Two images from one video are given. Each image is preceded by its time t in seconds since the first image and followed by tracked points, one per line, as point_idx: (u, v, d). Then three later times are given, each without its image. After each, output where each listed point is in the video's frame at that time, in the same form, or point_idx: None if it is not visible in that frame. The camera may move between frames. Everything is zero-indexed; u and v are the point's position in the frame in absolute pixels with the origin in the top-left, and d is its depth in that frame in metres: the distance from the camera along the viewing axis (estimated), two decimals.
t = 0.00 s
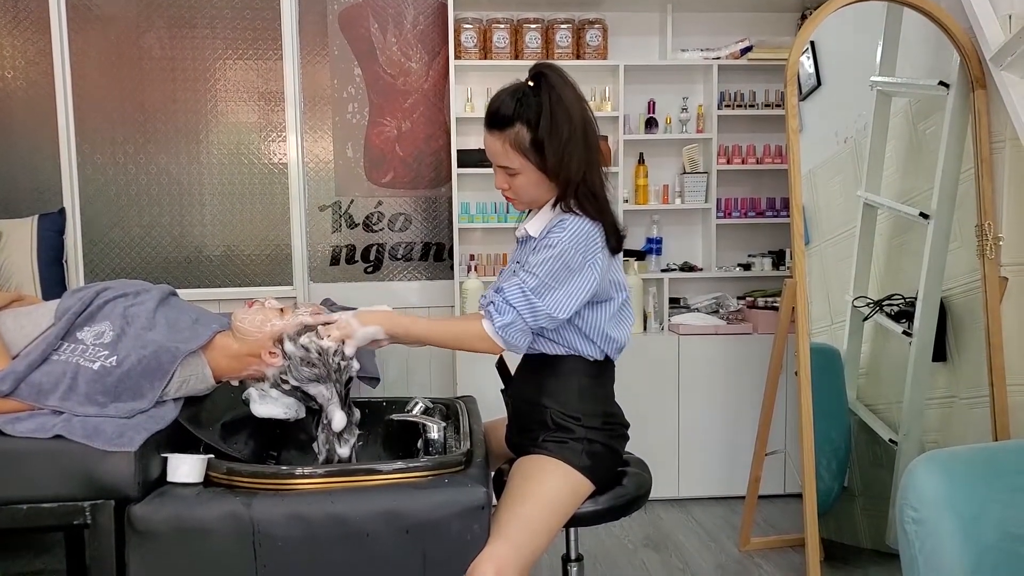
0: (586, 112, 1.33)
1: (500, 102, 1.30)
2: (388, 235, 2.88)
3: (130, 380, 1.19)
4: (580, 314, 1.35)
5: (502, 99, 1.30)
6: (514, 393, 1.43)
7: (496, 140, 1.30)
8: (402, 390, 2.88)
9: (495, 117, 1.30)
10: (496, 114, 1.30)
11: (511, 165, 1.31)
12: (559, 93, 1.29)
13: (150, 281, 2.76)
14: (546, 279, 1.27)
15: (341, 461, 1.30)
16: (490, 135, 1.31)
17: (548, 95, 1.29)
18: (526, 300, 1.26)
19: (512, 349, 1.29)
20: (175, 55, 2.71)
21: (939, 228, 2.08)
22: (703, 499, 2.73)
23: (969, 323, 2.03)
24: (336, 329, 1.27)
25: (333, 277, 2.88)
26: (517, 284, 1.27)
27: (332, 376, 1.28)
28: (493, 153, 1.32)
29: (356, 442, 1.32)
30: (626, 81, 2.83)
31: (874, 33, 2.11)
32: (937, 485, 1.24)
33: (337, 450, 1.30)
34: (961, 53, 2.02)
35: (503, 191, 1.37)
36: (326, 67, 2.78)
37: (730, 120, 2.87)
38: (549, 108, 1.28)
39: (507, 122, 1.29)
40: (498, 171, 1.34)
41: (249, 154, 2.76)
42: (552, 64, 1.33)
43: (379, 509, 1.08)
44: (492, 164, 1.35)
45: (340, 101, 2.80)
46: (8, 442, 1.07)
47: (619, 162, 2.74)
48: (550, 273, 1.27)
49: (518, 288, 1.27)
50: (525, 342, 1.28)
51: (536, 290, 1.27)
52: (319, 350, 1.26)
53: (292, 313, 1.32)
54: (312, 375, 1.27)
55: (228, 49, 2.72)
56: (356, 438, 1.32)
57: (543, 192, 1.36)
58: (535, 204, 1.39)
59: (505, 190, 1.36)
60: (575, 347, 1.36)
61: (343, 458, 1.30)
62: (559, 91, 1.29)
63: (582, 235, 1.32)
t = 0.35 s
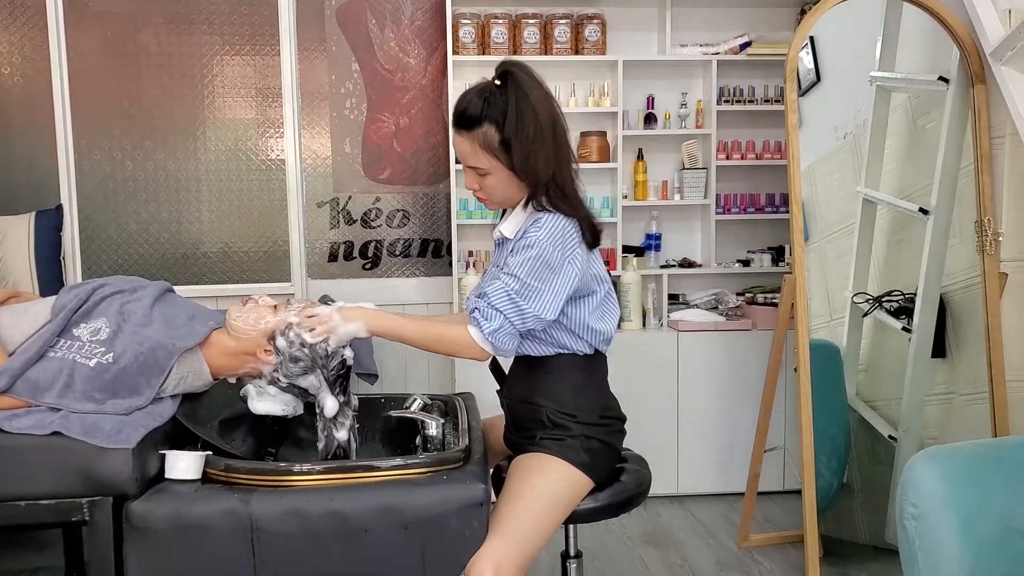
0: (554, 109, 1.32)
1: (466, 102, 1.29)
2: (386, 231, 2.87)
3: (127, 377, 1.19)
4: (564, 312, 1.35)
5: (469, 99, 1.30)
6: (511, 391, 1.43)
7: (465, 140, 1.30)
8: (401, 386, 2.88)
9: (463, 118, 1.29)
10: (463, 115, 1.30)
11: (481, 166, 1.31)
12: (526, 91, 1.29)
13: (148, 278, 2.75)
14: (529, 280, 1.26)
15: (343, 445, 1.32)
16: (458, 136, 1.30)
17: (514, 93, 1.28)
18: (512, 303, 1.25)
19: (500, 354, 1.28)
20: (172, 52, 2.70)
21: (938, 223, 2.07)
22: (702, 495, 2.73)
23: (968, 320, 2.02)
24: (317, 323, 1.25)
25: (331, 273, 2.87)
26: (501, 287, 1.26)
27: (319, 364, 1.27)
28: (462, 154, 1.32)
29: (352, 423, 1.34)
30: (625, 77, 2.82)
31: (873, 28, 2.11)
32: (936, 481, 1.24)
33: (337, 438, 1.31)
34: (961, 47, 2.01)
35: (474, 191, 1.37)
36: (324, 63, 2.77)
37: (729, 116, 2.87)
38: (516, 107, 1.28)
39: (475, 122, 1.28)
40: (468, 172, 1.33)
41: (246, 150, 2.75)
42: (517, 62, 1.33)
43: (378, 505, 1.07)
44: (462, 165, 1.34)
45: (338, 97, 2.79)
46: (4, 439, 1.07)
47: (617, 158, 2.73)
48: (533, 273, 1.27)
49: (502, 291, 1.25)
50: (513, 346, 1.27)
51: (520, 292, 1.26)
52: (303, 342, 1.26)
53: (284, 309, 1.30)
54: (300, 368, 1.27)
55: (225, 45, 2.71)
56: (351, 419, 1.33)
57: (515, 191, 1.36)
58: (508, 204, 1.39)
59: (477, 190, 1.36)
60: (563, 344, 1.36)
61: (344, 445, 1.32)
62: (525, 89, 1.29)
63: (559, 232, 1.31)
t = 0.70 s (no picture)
0: (551, 108, 1.32)
1: (464, 104, 1.30)
2: (385, 229, 2.87)
3: (129, 375, 1.19)
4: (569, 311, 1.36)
5: (466, 101, 1.30)
6: (513, 389, 1.43)
7: (464, 143, 1.30)
8: (401, 385, 2.88)
9: (461, 120, 1.30)
10: (462, 117, 1.30)
11: (481, 167, 1.31)
12: (522, 91, 1.29)
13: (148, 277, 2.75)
14: (536, 280, 1.27)
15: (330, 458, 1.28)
16: (457, 138, 1.31)
17: (510, 94, 1.28)
18: (519, 304, 1.25)
19: (508, 354, 1.28)
20: (173, 50, 2.70)
21: (937, 220, 2.08)
22: (702, 493, 2.74)
23: (968, 317, 2.03)
24: (323, 343, 1.24)
25: (331, 271, 2.87)
26: (507, 288, 1.26)
27: (328, 376, 1.28)
28: (461, 156, 1.32)
29: (346, 439, 1.30)
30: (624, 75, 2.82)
31: (873, 27, 2.11)
32: (936, 477, 1.24)
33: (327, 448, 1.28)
34: (961, 45, 2.02)
35: (476, 192, 1.37)
36: (324, 61, 2.77)
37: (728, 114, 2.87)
38: (511, 106, 1.28)
39: (473, 124, 1.28)
40: (468, 174, 1.34)
41: (246, 148, 2.75)
42: (513, 62, 1.33)
43: (379, 503, 1.08)
44: (463, 167, 1.35)
45: (337, 95, 2.79)
46: (6, 438, 1.07)
47: (617, 157, 2.73)
48: (539, 273, 1.27)
49: (509, 292, 1.25)
50: (520, 345, 1.28)
51: (527, 292, 1.26)
52: (314, 356, 1.25)
53: (290, 308, 1.30)
54: (312, 375, 1.27)
55: (225, 43, 2.71)
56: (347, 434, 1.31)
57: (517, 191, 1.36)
58: (510, 204, 1.39)
59: (478, 192, 1.36)
60: (569, 343, 1.37)
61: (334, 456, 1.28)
62: (520, 88, 1.28)
63: (563, 230, 1.32)
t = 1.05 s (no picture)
0: (557, 109, 1.33)
1: (471, 103, 1.30)
2: (386, 228, 2.88)
3: (131, 374, 1.20)
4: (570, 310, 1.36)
5: (472, 100, 1.30)
6: (518, 387, 1.44)
7: (470, 141, 1.30)
8: (402, 384, 2.89)
9: (467, 119, 1.30)
10: (468, 116, 1.30)
11: (486, 166, 1.32)
12: (529, 92, 1.29)
13: (149, 277, 2.75)
14: (534, 280, 1.27)
15: (325, 455, 1.30)
16: (462, 137, 1.31)
17: (517, 94, 1.29)
18: (516, 303, 1.26)
19: (505, 352, 1.29)
20: (174, 50, 2.70)
21: (937, 219, 2.08)
22: (703, 492, 2.74)
23: (969, 315, 2.04)
24: (317, 342, 1.25)
25: (332, 271, 2.87)
26: (505, 287, 1.27)
27: (313, 373, 1.27)
28: (467, 155, 1.32)
29: (337, 434, 1.32)
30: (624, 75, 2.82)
31: (874, 26, 2.11)
32: (937, 476, 1.24)
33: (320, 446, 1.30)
34: (961, 45, 2.03)
35: (480, 192, 1.37)
36: (325, 61, 2.77)
37: (728, 114, 2.87)
38: (518, 106, 1.28)
39: (479, 123, 1.29)
40: (473, 172, 1.34)
41: (247, 148, 2.75)
42: (521, 63, 1.33)
43: (380, 503, 1.08)
44: (468, 166, 1.35)
45: (338, 95, 2.79)
46: (8, 437, 1.07)
47: (617, 156, 2.74)
48: (538, 273, 1.28)
49: (506, 291, 1.27)
50: (517, 344, 1.28)
51: (525, 291, 1.27)
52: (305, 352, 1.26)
53: (291, 306, 1.31)
54: (299, 370, 1.27)
55: (226, 43, 2.72)
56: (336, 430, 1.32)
57: (521, 191, 1.36)
58: (513, 204, 1.39)
59: (482, 191, 1.36)
60: (570, 343, 1.37)
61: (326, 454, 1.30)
62: (528, 88, 1.29)
63: (565, 231, 1.32)
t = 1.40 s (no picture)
0: (567, 108, 1.33)
1: (481, 100, 1.30)
2: (386, 228, 2.88)
3: (132, 374, 1.20)
4: (574, 309, 1.37)
5: (483, 97, 1.31)
6: (517, 386, 1.44)
7: (479, 138, 1.30)
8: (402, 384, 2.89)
9: (477, 115, 1.30)
10: (478, 112, 1.30)
11: (494, 163, 1.31)
12: (540, 90, 1.30)
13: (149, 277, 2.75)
14: (539, 278, 1.28)
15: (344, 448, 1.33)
16: (472, 133, 1.31)
17: (528, 92, 1.29)
18: (520, 300, 1.27)
19: (508, 349, 1.31)
20: (175, 50, 2.70)
21: (936, 219, 2.08)
22: (703, 491, 2.74)
23: (968, 314, 2.04)
24: (328, 330, 1.28)
25: (332, 271, 2.88)
26: (510, 284, 1.28)
27: (330, 367, 1.30)
28: (475, 151, 1.32)
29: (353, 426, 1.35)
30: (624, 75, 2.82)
31: (874, 26, 2.11)
32: (936, 475, 1.25)
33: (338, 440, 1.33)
34: (960, 44, 2.02)
35: (487, 188, 1.37)
36: (324, 61, 2.77)
37: (727, 113, 2.88)
38: (529, 104, 1.28)
39: (489, 119, 1.29)
40: (481, 169, 1.34)
41: (248, 149, 2.76)
42: (532, 61, 1.34)
43: (381, 502, 1.08)
44: (475, 162, 1.35)
45: (338, 95, 2.79)
46: (11, 437, 1.07)
47: (616, 156, 2.74)
48: (543, 271, 1.29)
49: (511, 288, 1.28)
50: (520, 342, 1.30)
51: (529, 289, 1.28)
52: (316, 344, 1.28)
53: (291, 305, 1.31)
54: (311, 364, 1.29)
55: (226, 44, 2.72)
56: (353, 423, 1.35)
57: (528, 189, 1.36)
58: (519, 202, 1.39)
59: (490, 188, 1.36)
60: (573, 342, 1.38)
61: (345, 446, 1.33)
62: (538, 87, 1.29)
63: (571, 230, 1.32)
